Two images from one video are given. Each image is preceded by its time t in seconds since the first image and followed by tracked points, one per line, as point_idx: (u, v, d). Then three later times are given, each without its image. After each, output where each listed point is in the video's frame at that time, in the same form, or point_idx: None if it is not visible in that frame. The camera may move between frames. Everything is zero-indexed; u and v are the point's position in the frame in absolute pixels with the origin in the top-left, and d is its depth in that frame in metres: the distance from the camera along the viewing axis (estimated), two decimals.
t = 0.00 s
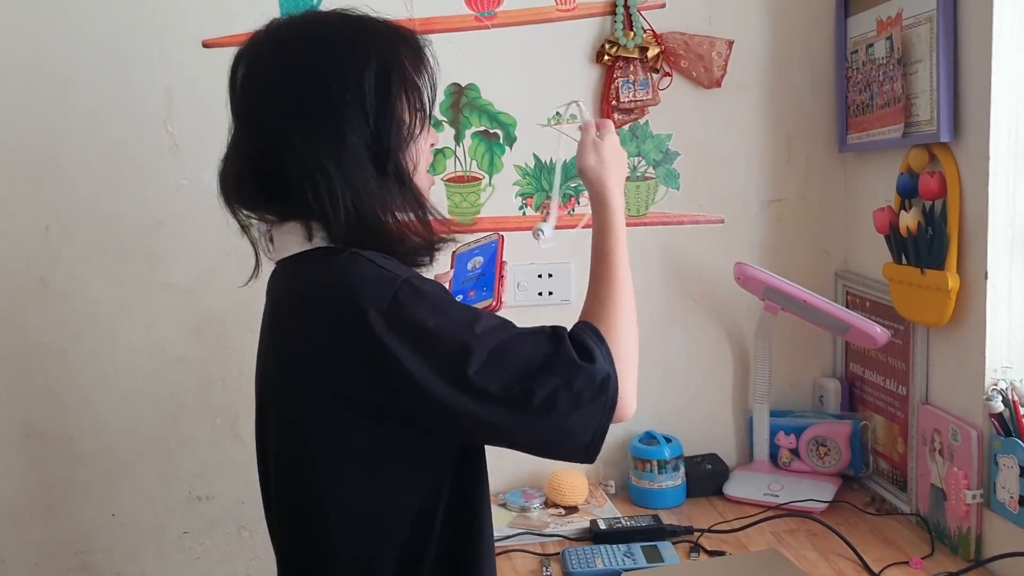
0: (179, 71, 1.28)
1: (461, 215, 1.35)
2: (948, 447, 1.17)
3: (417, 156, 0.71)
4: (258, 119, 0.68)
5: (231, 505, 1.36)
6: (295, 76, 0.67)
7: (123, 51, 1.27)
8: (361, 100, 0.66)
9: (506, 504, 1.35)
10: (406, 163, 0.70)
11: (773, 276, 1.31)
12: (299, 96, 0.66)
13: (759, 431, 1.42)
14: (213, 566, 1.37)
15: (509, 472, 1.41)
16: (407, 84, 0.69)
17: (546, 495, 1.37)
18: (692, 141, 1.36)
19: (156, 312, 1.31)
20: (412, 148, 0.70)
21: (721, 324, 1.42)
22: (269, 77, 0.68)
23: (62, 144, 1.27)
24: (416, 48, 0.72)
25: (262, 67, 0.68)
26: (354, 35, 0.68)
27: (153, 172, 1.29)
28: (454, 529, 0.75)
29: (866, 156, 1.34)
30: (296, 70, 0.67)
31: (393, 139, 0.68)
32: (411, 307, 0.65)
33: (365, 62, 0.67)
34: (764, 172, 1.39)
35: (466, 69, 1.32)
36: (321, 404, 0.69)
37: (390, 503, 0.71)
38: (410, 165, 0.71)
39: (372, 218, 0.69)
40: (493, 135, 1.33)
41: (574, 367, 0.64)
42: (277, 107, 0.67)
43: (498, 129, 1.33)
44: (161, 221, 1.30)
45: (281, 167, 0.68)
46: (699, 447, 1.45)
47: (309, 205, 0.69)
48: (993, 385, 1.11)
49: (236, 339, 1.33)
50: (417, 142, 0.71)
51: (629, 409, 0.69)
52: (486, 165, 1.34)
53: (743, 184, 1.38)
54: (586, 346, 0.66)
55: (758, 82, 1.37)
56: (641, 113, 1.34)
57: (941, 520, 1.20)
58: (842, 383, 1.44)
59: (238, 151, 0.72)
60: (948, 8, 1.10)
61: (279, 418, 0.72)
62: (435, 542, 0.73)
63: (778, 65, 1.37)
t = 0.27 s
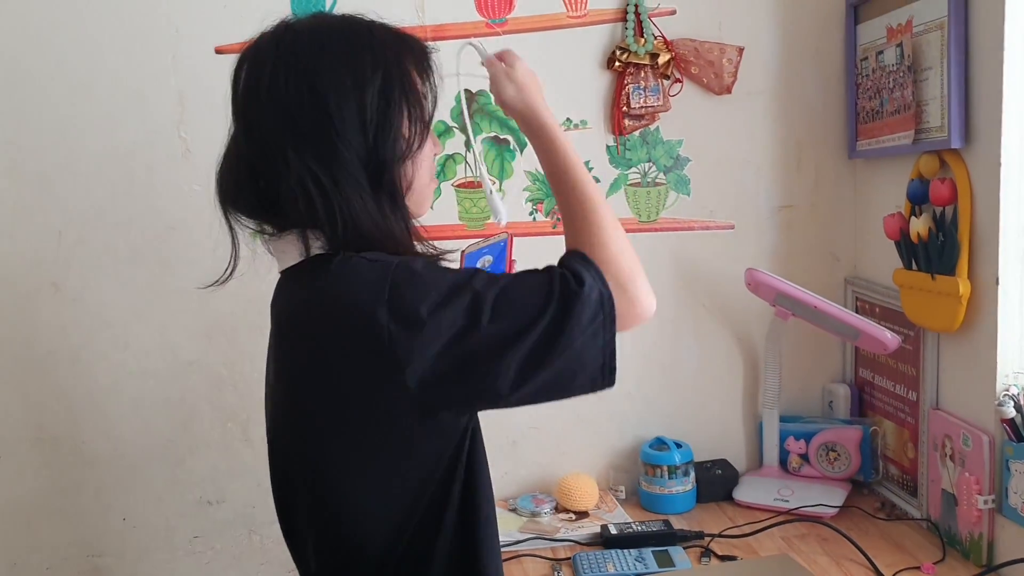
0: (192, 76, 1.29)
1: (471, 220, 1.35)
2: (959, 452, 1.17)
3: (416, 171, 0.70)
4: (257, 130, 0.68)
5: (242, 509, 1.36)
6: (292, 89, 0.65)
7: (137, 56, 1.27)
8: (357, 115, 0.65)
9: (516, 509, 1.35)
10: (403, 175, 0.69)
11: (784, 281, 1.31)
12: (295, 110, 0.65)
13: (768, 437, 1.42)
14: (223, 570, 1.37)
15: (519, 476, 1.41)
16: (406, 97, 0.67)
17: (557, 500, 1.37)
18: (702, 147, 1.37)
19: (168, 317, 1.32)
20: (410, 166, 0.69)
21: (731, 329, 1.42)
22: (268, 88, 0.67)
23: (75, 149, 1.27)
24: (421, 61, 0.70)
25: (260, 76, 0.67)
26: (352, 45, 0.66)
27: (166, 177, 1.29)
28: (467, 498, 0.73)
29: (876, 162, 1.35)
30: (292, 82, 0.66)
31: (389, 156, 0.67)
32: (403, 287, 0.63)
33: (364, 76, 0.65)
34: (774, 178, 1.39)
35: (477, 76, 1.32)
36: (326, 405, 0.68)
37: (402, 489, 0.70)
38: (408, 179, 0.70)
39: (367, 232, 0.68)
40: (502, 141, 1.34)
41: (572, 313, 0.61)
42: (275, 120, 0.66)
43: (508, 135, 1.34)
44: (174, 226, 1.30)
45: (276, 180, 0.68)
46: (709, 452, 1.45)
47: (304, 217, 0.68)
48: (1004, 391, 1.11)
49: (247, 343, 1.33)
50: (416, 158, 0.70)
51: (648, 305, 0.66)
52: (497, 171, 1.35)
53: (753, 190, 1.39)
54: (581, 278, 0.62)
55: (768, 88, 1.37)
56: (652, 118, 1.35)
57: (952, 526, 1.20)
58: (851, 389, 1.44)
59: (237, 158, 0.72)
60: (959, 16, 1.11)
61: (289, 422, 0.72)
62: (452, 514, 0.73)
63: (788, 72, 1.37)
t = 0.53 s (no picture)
0: (199, 78, 1.29)
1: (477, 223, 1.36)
2: (963, 456, 1.17)
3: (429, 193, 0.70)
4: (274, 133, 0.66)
5: (246, 510, 1.36)
6: (316, 99, 0.64)
7: (143, 58, 1.27)
8: (383, 133, 0.64)
9: (520, 511, 1.35)
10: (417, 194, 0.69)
11: (788, 285, 1.32)
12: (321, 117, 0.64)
13: (772, 440, 1.42)
14: (227, 571, 1.37)
15: (523, 479, 1.41)
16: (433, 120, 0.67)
17: (561, 503, 1.37)
18: (707, 151, 1.37)
19: (173, 317, 1.32)
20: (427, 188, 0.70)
21: (735, 332, 1.42)
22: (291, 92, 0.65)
23: (81, 149, 1.27)
24: (451, 80, 0.70)
25: (288, 73, 0.65)
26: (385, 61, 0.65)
27: (172, 178, 1.30)
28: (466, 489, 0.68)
29: (880, 167, 1.35)
30: (321, 88, 0.64)
31: (407, 175, 0.67)
32: (359, 258, 0.62)
33: (397, 94, 0.64)
34: (779, 182, 1.40)
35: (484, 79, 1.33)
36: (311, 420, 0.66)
37: (399, 491, 0.67)
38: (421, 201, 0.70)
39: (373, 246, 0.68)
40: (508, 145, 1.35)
41: (503, 221, 0.59)
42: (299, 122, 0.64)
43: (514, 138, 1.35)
44: (180, 227, 1.30)
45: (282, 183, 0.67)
46: (712, 455, 1.45)
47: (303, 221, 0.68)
48: (1008, 395, 1.12)
49: (253, 344, 1.34)
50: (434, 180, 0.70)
51: (602, 151, 0.64)
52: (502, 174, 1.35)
53: (758, 195, 1.39)
54: (503, 183, 0.60)
55: (773, 93, 1.38)
56: (657, 122, 1.35)
57: (955, 529, 1.20)
58: (854, 393, 1.44)
59: (247, 150, 0.70)
60: (964, 22, 1.12)
61: (291, 442, 0.70)
62: (450, 505, 0.67)
63: (793, 76, 1.38)
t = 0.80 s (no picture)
0: (206, 81, 1.30)
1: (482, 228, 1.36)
2: (966, 462, 1.18)
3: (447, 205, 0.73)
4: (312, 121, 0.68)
5: (250, 512, 1.37)
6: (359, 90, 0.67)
7: (151, 61, 1.28)
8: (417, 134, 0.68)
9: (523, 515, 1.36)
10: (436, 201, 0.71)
11: (792, 290, 1.32)
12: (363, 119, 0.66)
13: (775, 445, 1.42)
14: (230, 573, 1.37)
15: (526, 482, 1.42)
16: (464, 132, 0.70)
17: (564, 507, 1.38)
18: (712, 156, 1.38)
19: (178, 320, 1.32)
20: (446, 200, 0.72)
21: (739, 338, 1.43)
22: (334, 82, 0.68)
23: (88, 152, 1.28)
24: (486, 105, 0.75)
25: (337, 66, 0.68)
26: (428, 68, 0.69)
27: (178, 181, 1.30)
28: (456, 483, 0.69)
29: (884, 174, 1.36)
30: (365, 83, 0.67)
31: (428, 186, 0.70)
32: (342, 264, 0.63)
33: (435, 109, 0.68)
34: (783, 188, 1.40)
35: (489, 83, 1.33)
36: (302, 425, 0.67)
37: (389, 495, 0.67)
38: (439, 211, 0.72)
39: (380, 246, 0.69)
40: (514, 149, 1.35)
41: (478, 228, 0.60)
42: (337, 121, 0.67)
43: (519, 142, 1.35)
44: (186, 230, 1.31)
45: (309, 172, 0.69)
46: (715, 460, 1.46)
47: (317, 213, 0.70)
48: (1011, 401, 1.12)
49: (257, 346, 1.34)
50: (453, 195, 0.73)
51: (579, 141, 0.63)
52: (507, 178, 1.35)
53: (762, 200, 1.40)
54: (473, 190, 0.61)
55: (778, 99, 1.38)
56: (662, 127, 1.36)
57: (958, 535, 1.20)
58: (858, 398, 1.44)
59: (280, 141, 0.72)
60: (970, 28, 1.12)
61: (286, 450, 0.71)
62: (445, 504, 0.69)
63: (797, 82, 1.38)
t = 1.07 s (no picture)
0: (217, 79, 1.30)
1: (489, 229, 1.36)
2: (973, 469, 1.17)
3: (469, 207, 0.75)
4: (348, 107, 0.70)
5: (255, 510, 1.37)
6: (398, 80, 0.69)
7: (162, 59, 1.29)
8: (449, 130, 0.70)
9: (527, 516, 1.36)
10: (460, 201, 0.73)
11: (800, 296, 1.32)
12: (400, 111, 0.69)
13: (780, 450, 1.42)
14: (235, 570, 1.38)
15: (531, 484, 1.42)
16: (495, 133, 0.73)
17: (568, 509, 1.38)
18: (720, 160, 1.38)
19: (186, 317, 1.33)
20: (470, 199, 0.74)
21: (745, 342, 1.42)
22: (373, 70, 0.70)
23: (99, 149, 1.28)
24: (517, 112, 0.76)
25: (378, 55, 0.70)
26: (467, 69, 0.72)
27: (188, 179, 1.31)
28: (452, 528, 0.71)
29: (893, 180, 1.35)
30: (405, 74, 0.69)
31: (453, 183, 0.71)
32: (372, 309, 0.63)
33: (467, 103, 0.70)
34: (792, 193, 1.40)
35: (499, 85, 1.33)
36: (312, 423, 0.69)
37: (381, 522, 0.69)
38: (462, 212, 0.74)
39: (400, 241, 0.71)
40: (524, 150, 1.35)
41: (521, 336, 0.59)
42: (375, 112, 0.69)
43: (528, 144, 1.35)
44: (195, 228, 1.32)
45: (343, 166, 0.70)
46: (720, 465, 1.45)
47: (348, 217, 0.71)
48: (1018, 408, 1.12)
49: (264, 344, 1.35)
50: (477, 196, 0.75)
51: (644, 295, 0.64)
52: (516, 179, 1.35)
53: (770, 205, 1.40)
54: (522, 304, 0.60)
55: (787, 103, 1.38)
56: (671, 130, 1.36)
57: (963, 543, 1.20)
58: (864, 404, 1.44)
59: (314, 124, 0.74)
60: (980, 35, 1.12)
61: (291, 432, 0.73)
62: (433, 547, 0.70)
63: (807, 87, 1.38)
